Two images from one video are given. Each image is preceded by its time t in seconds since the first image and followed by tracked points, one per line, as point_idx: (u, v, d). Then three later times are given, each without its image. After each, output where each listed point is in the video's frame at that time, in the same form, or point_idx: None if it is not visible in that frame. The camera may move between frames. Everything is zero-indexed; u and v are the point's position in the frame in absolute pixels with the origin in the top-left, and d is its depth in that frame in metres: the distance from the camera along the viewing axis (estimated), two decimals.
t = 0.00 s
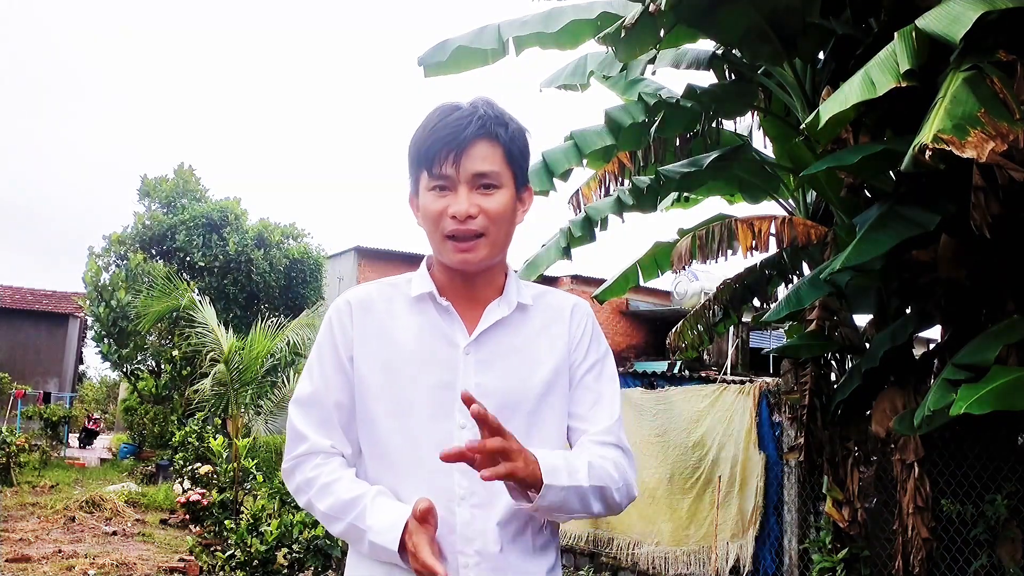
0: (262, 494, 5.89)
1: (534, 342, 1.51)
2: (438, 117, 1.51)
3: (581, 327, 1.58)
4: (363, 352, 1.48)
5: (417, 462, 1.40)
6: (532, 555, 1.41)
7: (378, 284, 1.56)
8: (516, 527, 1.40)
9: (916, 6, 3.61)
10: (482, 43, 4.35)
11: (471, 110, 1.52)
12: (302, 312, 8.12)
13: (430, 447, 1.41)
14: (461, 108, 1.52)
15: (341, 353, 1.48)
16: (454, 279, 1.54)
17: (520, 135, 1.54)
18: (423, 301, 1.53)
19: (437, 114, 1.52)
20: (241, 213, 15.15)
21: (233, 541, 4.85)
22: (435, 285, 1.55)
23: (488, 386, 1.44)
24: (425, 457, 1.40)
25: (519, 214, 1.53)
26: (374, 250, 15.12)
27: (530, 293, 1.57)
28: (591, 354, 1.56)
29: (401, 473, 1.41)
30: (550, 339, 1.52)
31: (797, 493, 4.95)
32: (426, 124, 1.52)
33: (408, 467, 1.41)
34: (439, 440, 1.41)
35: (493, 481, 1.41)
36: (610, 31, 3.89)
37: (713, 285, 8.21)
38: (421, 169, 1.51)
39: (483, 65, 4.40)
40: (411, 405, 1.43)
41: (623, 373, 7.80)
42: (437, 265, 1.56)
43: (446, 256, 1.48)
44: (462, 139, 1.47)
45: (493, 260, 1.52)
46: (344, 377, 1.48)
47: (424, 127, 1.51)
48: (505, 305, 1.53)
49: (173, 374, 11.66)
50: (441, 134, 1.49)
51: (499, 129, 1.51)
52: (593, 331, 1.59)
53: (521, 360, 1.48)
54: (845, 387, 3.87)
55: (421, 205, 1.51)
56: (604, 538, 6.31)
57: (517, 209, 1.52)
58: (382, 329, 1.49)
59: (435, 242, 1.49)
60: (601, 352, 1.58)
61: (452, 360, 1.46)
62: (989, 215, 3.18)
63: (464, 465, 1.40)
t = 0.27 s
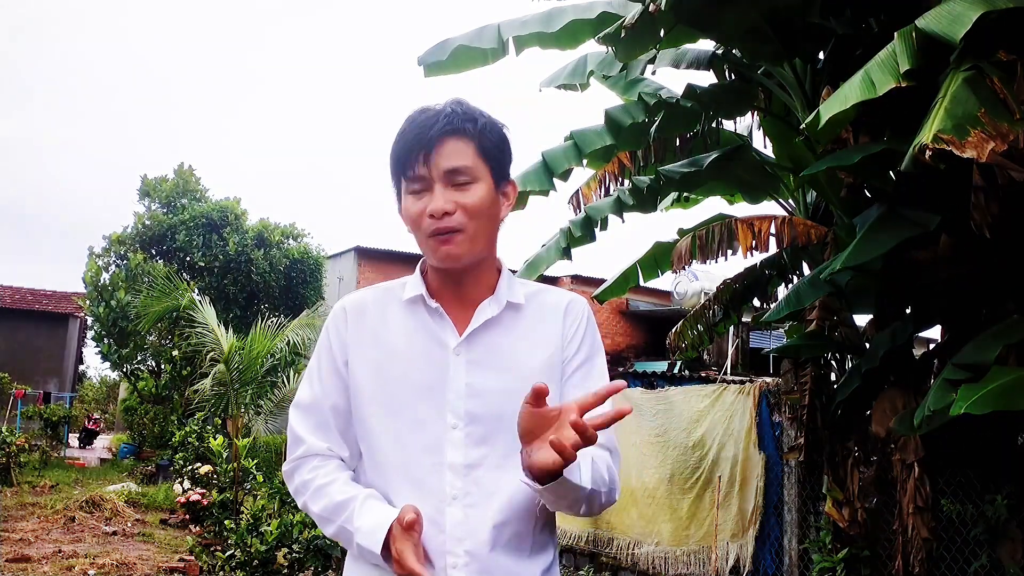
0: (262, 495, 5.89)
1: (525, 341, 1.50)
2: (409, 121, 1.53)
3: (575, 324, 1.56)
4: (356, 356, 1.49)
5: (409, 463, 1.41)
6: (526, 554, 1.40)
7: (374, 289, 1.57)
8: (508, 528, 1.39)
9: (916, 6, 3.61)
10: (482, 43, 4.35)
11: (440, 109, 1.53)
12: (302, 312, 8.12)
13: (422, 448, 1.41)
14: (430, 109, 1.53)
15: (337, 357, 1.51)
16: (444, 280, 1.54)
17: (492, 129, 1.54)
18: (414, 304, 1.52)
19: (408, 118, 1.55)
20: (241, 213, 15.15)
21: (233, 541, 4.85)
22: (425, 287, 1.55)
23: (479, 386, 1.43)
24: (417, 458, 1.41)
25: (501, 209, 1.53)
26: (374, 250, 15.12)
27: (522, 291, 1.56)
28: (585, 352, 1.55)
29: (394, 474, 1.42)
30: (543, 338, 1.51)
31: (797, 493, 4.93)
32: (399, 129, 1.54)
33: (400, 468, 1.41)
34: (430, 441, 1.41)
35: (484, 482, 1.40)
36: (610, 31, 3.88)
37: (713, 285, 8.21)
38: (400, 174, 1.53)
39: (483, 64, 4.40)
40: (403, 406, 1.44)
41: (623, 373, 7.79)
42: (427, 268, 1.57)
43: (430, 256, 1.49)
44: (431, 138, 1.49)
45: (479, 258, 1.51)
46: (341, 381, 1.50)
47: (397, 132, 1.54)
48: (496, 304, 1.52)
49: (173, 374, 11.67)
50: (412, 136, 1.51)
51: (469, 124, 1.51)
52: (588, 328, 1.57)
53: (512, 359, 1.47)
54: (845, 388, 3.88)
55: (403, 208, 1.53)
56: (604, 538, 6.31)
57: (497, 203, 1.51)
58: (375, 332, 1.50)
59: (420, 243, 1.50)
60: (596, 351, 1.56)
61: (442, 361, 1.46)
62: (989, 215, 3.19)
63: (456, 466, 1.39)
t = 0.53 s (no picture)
0: (262, 495, 5.89)
1: (522, 340, 1.50)
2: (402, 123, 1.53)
3: (571, 323, 1.56)
4: (352, 357, 1.49)
5: (405, 463, 1.41)
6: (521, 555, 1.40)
7: (371, 289, 1.58)
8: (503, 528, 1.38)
9: (916, 6, 3.61)
10: (481, 42, 4.35)
11: (433, 110, 1.53)
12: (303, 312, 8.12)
13: (418, 448, 1.42)
14: (423, 110, 1.53)
15: (333, 359, 1.51)
16: (439, 282, 1.54)
17: (485, 130, 1.54)
18: (410, 305, 1.53)
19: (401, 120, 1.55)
20: (241, 213, 15.15)
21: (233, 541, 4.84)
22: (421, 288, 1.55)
23: (474, 387, 1.43)
24: (413, 459, 1.41)
25: (494, 210, 1.53)
26: (374, 250, 15.12)
27: (518, 291, 1.56)
28: (581, 352, 1.55)
29: (390, 475, 1.42)
30: (538, 338, 1.51)
31: (797, 493, 4.92)
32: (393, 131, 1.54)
33: (396, 469, 1.42)
34: (426, 441, 1.42)
35: (480, 481, 1.40)
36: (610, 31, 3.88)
37: (713, 285, 8.21)
38: (394, 176, 1.53)
39: (483, 64, 4.40)
40: (399, 407, 1.44)
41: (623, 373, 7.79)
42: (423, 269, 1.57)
43: (425, 258, 1.49)
44: (424, 139, 1.49)
45: (474, 258, 1.51)
46: (337, 383, 1.50)
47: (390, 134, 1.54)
48: (491, 303, 1.52)
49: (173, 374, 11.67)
50: (404, 138, 1.51)
51: (462, 125, 1.51)
52: (584, 328, 1.57)
53: (507, 360, 1.47)
54: (845, 388, 3.89)
55: (398, 210, 1.53)
56: (604, 538, 6.31)
57: (491, 203, 1.52)
58: (370, 332, 1.50)
59: (414, 244, 1.50)
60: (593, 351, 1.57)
61: (438, 361, 1.46)
62: (989, 215, 3.19)
63: (451, 466, 1.40)
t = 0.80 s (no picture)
0: (262, 495, 5.89)
1: (524, 343, 1.50)
2: (414, 116, 1.53)
3: (573, 327, 1.58)
4: (352, 354, 1.48)
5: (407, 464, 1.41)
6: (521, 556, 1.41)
7: (369, 287, 1.57)
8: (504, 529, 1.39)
9: (916, 6, 3.61)
10: (481, 42, 4.35)
11: (447, 106, 1.53)
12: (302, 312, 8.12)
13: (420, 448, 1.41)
14: (438, 105, 1.53)
15: (333, 356, 1.50)
16: (441, 280, 1.54)
17: (497, 130, 1.55)
18: (411, 304, 1.52)
19: (414, 113, 1.54)
20: (241, 213, 15.15)
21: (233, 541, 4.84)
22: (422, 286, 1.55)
23: (477, 388, 1.43)
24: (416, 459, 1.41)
25: (502, 209, 1.53)
26: (374, 250, 15.12)
27: (520, 292, 1.56)
28: (579, 355, 1.57)
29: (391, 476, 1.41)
30: (540, 340, 1.52)
31: (797, 494, 4.93)
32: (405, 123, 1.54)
33: (398, 469, 1.41)
34: (428, 441, 1.41)
35: (482, 483, 1.40)
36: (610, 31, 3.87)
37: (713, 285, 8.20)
38: (403, 168, 1.52)
39: (483, 64, 4.39)
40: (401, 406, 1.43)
41: (623, 372, 7.80)
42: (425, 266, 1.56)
43: (431, 254, 1.48)
44: (438, 134, 1.49)
45: (479, 258, 1.51)
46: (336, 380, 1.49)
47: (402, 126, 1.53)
48: (493, 304, 1.52)
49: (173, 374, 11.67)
50: (417, 132, 1.50)
51: (476, 123, 1.51)
52: (584, 332, 1.59)
53: (510, 361, 1.48)
54: (844, 387, 3.87)
55: (404, 204, 1.53)
56: (604, 538, 6.30)
57: (499, 203, 1.52)
58: (370, 330, 1.50)
59: (420, 240, 1.49)
60: (592, 356, 1.59)
61: (440, 361, 1.46)
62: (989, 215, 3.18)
63: (454, 467, 1.39)
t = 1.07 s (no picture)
0: (262, 495, 5.89)
1: (529, 344, 1.52)
2: (438, 108, 1.53)
3: (575, 329, 1.60)
4: (357, 353, 1.47)
5: (415, 464, 1.41)
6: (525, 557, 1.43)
7: (372, 284, 1.55)
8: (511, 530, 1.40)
9: (916, 6, 3.61)
10: (481, 43, 4.35)
11: (472, 101, 1.54)
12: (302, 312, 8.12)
13: (429, 449, 1.41)
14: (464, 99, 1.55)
15: (336, 353, 1.48)
16: (450, 276, 1.53)
17: (517, 130, 1.57)
18: (418, 302, 1.52)
19: (438, 104, 1.55)
20: (241, 213, 15.14)
21: (233, 541, 4.84)
22: (428, 283, 1.54)
23: (486, 388, 1.44)
24: (424, 460, 1.41)
25: (516, 208, 1.55)
26: (374, 250, 15.12)
27: (525, 293, 1.58)
28: (581, 358, 1.59)
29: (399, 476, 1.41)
30: (545, 342, 1.53)
31: (797, 494, 4.93)
32: (428, 112, 1.54)
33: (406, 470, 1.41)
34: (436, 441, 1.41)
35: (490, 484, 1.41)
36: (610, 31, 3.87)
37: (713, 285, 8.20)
38: (422, 156, 1.52)
39: (483, 64, 4.39)
40: (409, 406, 1.43)
41: (623, 372, 7.80)
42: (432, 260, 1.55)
43: (446, 246, 1.48)
44: (464, 125, 1.50)
45: (491, 255, 1.52)
46: (340, 378, 1.47)
47: (426, 114, 1.53)
48: (501, 305, 1.53)
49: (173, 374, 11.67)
50: (443, 122, 1.51)
51: (500, 120, 1.53)
52: (584, 334, 1.61)
53: (517, 362, 1.49)
54: (845, 387, 3.87)
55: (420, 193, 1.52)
56: (604, 538, 6.30)
57: (515, 201, 1.54)
58: (376, 328, 1.49)
59: (435, 229, 1.48)
60: (591, 358, 1.61)
61: (448, 361, 1.46)
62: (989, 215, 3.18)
63: (463, 468, 1.40)
